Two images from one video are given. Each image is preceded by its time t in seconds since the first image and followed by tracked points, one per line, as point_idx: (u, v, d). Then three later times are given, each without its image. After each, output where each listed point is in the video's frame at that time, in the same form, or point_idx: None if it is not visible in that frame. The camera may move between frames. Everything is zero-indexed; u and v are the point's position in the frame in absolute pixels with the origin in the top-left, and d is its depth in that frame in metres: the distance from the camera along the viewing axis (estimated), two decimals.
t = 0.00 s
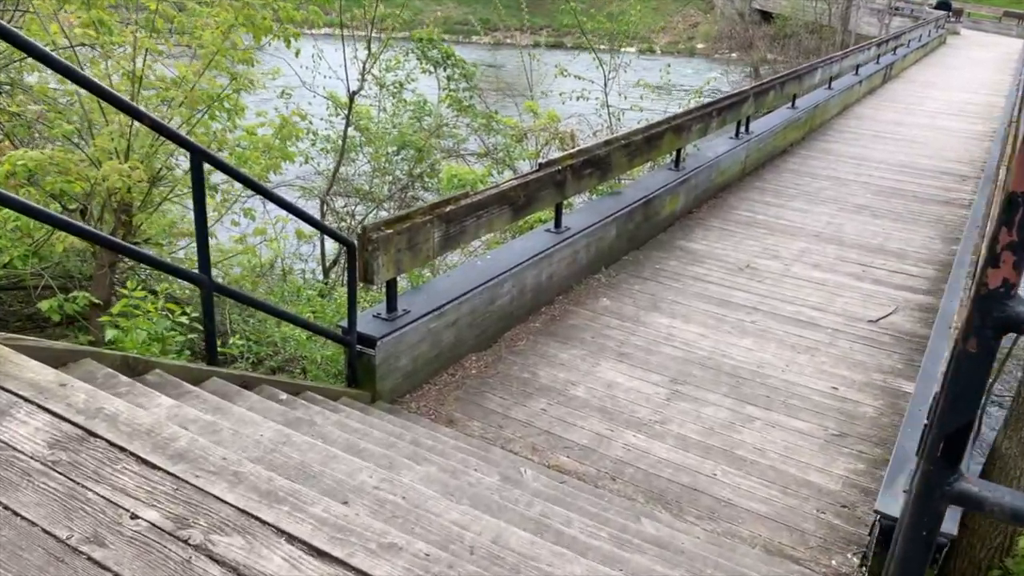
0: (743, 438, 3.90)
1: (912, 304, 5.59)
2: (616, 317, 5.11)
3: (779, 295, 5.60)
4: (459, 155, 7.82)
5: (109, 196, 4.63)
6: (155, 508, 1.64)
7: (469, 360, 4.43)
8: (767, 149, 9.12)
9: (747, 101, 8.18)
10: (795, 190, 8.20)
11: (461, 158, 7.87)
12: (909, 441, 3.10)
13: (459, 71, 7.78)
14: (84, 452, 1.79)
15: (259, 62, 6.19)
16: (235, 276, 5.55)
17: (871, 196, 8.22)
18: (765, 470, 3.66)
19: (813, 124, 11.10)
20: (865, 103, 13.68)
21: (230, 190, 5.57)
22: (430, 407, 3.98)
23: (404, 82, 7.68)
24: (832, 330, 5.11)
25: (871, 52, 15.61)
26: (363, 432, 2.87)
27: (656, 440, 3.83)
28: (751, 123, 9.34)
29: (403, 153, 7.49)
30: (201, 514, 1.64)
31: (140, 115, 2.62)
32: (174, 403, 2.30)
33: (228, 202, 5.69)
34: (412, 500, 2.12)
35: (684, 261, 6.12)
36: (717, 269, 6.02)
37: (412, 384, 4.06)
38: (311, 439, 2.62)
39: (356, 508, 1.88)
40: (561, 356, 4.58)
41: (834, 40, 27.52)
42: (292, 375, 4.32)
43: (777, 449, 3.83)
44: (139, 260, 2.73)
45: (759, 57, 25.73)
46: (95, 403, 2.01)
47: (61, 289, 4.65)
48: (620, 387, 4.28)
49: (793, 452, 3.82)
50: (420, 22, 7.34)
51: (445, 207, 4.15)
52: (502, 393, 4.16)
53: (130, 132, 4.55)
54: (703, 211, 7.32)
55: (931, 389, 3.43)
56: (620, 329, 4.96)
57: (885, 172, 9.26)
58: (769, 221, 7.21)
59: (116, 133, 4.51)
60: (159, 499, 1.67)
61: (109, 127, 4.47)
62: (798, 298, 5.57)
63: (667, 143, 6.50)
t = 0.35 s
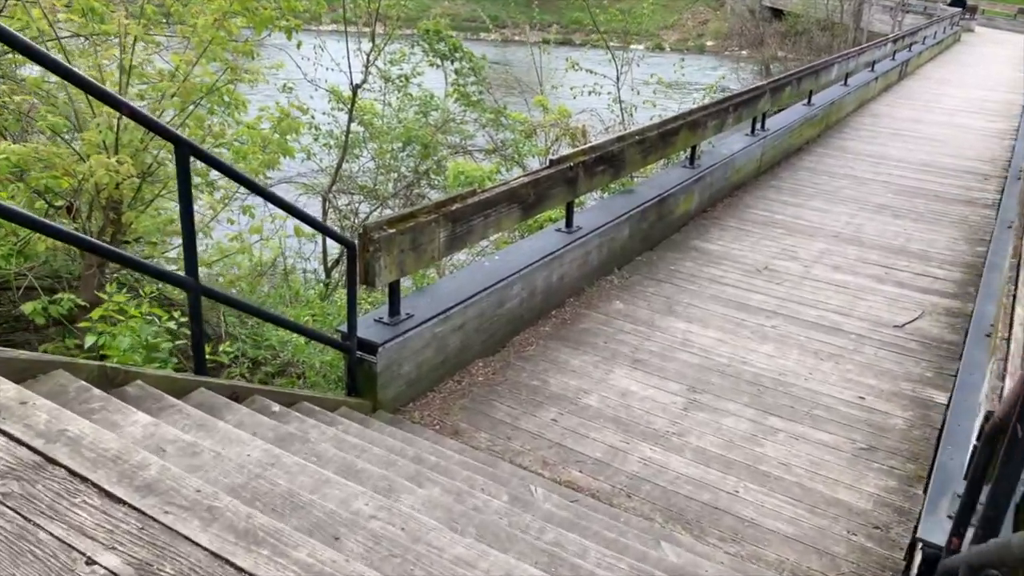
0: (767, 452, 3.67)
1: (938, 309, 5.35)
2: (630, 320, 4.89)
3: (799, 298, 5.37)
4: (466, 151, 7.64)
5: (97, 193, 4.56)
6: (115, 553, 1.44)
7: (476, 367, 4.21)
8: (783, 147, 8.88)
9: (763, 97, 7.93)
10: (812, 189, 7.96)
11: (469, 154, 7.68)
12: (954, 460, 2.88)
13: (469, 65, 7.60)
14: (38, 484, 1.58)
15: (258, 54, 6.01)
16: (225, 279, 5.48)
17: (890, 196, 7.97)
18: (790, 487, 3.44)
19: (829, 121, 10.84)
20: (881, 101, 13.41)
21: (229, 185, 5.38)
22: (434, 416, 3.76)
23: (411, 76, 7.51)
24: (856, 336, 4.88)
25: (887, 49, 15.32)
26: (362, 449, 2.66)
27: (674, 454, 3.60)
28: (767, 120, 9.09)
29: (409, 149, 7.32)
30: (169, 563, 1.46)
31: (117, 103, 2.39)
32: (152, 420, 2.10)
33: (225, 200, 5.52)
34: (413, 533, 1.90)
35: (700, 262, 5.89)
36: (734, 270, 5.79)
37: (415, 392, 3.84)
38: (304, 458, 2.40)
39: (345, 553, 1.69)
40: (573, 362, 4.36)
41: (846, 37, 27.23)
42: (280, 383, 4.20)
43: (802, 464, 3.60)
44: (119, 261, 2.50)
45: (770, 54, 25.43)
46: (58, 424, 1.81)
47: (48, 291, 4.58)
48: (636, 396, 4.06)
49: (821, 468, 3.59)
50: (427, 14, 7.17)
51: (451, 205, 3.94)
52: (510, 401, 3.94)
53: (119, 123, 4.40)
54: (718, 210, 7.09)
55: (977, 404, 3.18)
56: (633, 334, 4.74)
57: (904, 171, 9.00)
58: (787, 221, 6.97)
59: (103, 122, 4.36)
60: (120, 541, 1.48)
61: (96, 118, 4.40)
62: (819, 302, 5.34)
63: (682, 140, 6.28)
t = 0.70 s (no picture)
0: (788, 469, 3.44)
1: (963, 314, 5.11)
2: (641, 326, 4.66)
3: (817, 303, 5.13)
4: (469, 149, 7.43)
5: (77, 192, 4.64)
6: None
7: (478, 376, 3.99)
8: (795, 145, 8.64)
9: (776, 94, 7.70)
10: (826, 188, 7.71)
11: (472, 152, 7.49)
12: (997, 483, 2.62)
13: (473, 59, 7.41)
14: None
15: (252, 48, 5.86)
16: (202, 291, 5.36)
17: (908, 196, 7.73)
18: (815, 508, 3.21)
19: (841, 119, 10.59)
20: (893, 98, 13.14)
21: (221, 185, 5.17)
22: (434, 430, 3.53)
23: (412, 71, 7.33)
24: (878, 343, 4.65)
25: (899, 45, 15.05)
26: (354, 472, 2.44)
27: (690, 471, 3.38)
28: (779, 118, 8.85)
29: (410, 146, 7.11)
30: None
31: (83, 93, 2.14)
32: (115, 445, 1.90)
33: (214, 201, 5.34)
34: None
35: (712, 264, 5.66)
36: (748, 273, 5.55)
37: (414, 404, 3.62)
38: (288, 485, 2.19)
39: None
40: (581, 371, 4.13)
41: (855, 35, 26.92)
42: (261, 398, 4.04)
43: (827, 482, 3.38)
44: (87, 268, 2.25)
45: (777, 52, 25.15)
46: None
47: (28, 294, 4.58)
48: (648, 407, 3.83)
49: (846, 486, 3.36)
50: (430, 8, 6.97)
51: (454, 205, 3.71)
52: (515, 413, 3.71)
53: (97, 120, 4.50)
54: (729, 210, 6.85)
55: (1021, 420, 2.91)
56: (645, 340, 4.51)
57: (919, 170, 8.75)
58: (801, 221, 6.73)
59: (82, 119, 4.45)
60: None
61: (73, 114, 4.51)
62: (838, 307, 5.10)
63: (694, 137, 6.05)
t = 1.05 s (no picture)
0: (814, 494, 3.19)
1: (991, 323, 4.85)
2: (653, 336, 4.41)
3: (837, 311, 4.88)
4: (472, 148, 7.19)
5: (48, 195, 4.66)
6: None
7: (481, 391, 3.74)
8: (808, 144, 8.39)
9: (790, 91, 7.44)
10: (841, 189, 7.46)
11: (475, 151, 7.25)
12: None
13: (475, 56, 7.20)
14: None
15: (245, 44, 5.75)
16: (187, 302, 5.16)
17: (925, 197, 7.47)
18: (845, 538, 2.96)
19: (853, 118, 10.33)
20: (905, 97, 12.87)
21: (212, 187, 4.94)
22: (434, 452, 3.28)
23: (412, 67, 7.11)
24: (904, 354, 4.39)
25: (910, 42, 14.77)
26: (344, 510, 2.19)
27: (709, 497, 3.13)
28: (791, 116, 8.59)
29: (410, 145, 6.87)
30: None
31: (32, 86, 1.87)
32: (64, 493, 1.76)
33: (200, 203, 5.13)
34: None
35: (725, 269, 5.40)
36: (764, 279, 5.30)
37: (412, 423, 3.37)
38: (267, 530, 1.95)
39: None
40: (591, 386, 3.88)
41: (861, 33, 26.64)
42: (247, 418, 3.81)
43: (857, 509, 3.13)
44: (42, 283, 1.98)
45: (783, 50, 24.89)
46: None
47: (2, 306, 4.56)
48: (662, 425, 3.58)
49: (878, 514, 3.11)
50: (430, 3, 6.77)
51: (455, 210, 3.46)
52: (520, 432, 3.46)
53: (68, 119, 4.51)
54: (742, 212, 6.60)
55: None
56: (657, 351, 4.26)
57: (935, 170, 8.49)
58: (816, 224, 6.48)
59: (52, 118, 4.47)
60: None
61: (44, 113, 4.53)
62: (859, 315, 4.85)
63: (707, 137, 5.79)
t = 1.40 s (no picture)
0: (834, 521, 3.00)
1: (1010, 332, 4.66)
2: (659, 348, 4.21)
3: (850, 320, 4.68)
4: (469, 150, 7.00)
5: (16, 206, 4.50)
6: None
7: (479, 409, 3.54)
8: (812, 146, 8.20)
9: (795, 91, 7.25)
10: (848, 192, 7.26)
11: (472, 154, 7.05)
12: None
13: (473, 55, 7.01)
14: None
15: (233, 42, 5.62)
16: (170, 312, 4.98)
17: (934, 199, 7.28)
18: (870, 571, 2.76)
19: (856, 118, 10.15)
20: (907, 97, 12.70)
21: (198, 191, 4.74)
22: (428, 478, 3.08)
23: (407, 67, 6.93)
24: (921, 367, 4.20)
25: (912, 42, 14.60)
26: (330, 555, 1.99)
27: (722, 524, 2.93)
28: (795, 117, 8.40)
29: (406, 147, 6.67)
30: None
31: None
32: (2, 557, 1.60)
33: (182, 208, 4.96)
34: None
35: (732, 276, 5.20)
36: (772, 286, 5.10)
37: (406, 446, 3.17)
38: None
39: None
40: (595, 402, 3.68)
41: (860, 33, 26.50)
42: (230, 437, 3.62)
43: (880, 538, 2.93)
44: None
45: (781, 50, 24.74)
46: None
47: None
48: (671, 446, 3.38)
49: (903, 543, 2.92)
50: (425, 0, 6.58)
51: (451, 217, 3.26)
52: (521, 455, 3.26)
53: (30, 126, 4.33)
54: (747, 216, 6.40)
55: None
56: (664, 365, 4.06)
57: (942, 171, 8.30)
58: (824, 228, 6.28)
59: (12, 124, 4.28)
60: None
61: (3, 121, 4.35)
62: (872, 325, 4.65)
63: (712, 139, 5.60)
